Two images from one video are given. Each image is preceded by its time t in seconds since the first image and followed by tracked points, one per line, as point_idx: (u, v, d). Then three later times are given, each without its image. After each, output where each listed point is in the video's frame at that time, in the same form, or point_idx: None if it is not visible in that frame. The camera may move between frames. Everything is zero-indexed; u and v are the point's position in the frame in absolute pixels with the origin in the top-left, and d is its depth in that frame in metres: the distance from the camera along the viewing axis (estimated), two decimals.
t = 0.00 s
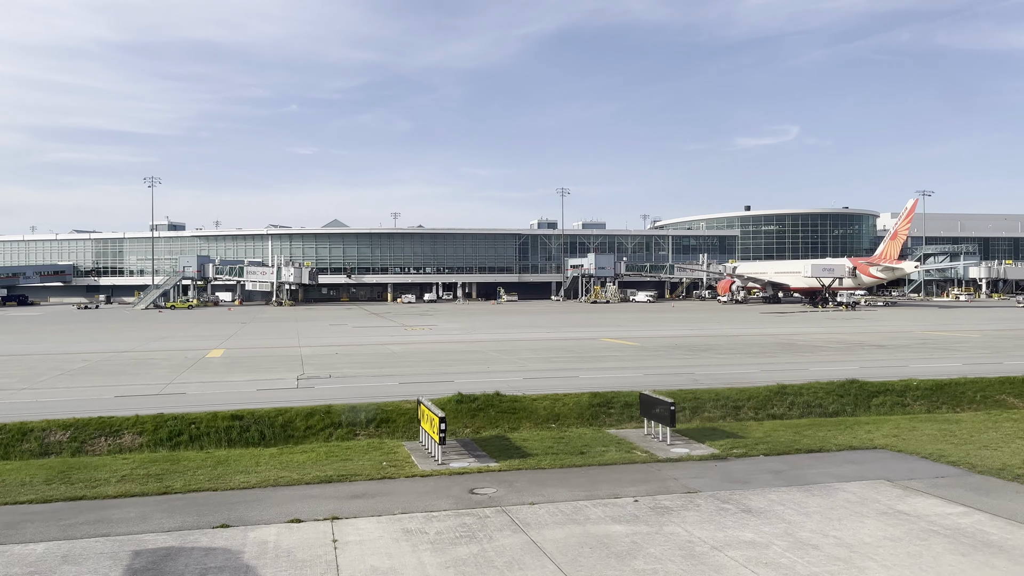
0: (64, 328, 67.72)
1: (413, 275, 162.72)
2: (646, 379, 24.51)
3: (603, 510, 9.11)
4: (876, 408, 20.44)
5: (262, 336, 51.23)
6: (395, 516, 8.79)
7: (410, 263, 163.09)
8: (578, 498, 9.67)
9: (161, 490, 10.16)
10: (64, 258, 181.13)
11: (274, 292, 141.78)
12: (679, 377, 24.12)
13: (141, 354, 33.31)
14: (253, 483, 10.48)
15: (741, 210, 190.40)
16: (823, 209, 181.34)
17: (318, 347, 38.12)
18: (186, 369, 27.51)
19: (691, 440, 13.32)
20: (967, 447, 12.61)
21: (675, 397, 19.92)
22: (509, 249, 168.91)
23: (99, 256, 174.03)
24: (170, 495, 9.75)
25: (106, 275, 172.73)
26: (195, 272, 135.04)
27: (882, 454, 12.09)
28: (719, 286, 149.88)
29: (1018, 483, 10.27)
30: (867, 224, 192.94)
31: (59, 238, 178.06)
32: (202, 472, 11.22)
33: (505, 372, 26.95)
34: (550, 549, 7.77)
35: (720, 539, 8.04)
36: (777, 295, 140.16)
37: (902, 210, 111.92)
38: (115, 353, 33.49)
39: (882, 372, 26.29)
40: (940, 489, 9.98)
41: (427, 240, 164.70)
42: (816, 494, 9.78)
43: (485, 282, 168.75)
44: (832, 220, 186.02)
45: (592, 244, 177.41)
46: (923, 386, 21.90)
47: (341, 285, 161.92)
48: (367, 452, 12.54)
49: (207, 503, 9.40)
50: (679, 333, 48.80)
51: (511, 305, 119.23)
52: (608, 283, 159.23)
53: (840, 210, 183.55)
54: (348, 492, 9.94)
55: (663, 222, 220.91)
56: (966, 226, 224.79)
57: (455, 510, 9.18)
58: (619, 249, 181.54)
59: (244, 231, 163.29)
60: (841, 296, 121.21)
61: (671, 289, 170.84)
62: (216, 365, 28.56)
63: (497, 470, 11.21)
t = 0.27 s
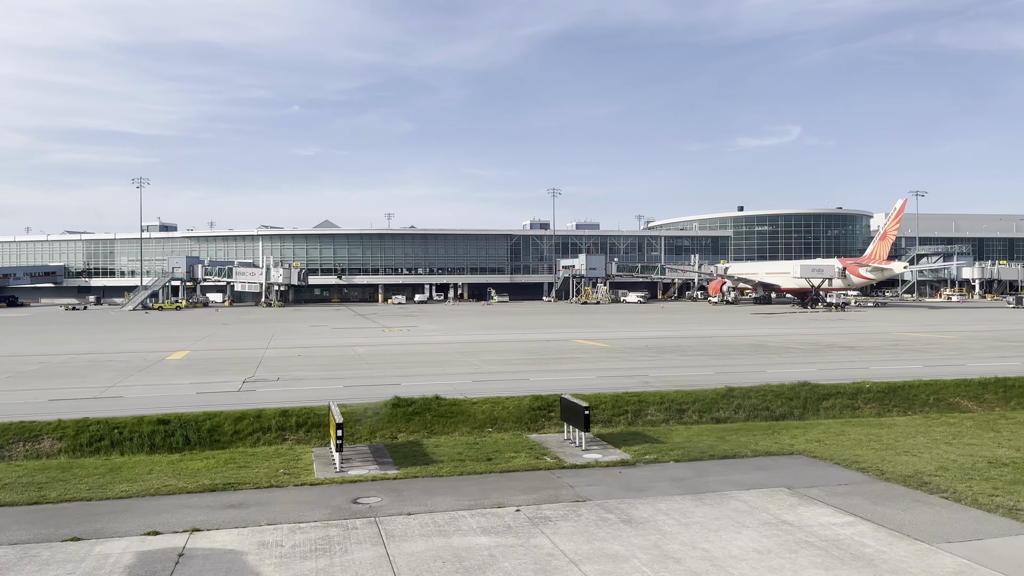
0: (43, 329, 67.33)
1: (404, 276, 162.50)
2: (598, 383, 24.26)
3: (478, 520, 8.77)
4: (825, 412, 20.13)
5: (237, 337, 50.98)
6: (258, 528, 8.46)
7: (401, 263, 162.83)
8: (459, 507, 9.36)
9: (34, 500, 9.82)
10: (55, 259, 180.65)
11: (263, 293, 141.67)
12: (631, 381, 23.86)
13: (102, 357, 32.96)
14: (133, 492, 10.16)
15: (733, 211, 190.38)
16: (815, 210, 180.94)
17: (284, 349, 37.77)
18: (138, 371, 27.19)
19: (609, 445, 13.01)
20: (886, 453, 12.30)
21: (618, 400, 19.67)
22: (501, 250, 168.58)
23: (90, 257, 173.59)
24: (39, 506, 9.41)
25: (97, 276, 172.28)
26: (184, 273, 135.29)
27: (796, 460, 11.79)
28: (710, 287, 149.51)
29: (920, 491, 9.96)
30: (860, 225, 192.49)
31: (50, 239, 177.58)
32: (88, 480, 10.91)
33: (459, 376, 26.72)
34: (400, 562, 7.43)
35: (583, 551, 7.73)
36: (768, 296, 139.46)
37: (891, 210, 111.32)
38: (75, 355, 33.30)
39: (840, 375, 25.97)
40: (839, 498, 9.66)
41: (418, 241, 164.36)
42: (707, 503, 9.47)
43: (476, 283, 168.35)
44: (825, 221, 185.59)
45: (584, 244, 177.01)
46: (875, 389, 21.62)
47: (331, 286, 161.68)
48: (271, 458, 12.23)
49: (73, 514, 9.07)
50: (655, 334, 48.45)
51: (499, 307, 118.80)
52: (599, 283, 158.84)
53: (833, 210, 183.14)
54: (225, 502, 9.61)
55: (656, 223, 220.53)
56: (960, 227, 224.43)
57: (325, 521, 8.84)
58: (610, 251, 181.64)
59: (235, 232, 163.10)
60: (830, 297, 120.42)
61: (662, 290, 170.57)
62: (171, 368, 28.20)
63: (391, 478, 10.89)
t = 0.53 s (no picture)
0: (22, 331, 66.88)
1: (393, 276, 162.19)
2: (548, 387, 23.94)
3: (341, 533, 8.43)
4: (771, 416, 19.87)
5: (209, 339, 50.53)
6: (107, 543, 8.11)
7: (390, 265, 162.51)
8: (330, 517, 9.04)
9: None
10: (45, 260, 179.98)
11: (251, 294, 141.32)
12: (581, 386, 23.55)
13: (59, 360, 32.61)
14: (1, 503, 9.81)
15: (724, 212, 190.08)
16: (807, 211, 180.48)
17: (248, 351, 37.45)
18: (88, 374, 26.90)
19: (520, 451, 12.69)
20: (798, 460, 12.01)
21: (559, 403, 19.37)
22: (490, 251, 168.26)
23: (79, 258, 172.96)
24: None
25: (86, 277, 171.62)
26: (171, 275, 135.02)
27: (703, 467, 11.48)
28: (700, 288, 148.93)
29: (813, 500, 9.65)
30: (852, 226, 192.05)
31: (39, 241, 176.97)
32: None
33: (412, 379, 26.39)
34: None
35: (433, 567, 7.39)
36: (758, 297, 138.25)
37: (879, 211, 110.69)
38: (31, 357, 32.97)
39: (797, 378, 25.67)
40: (725, 508, 9.37)
41: (407, 242, 164.07)
42: (588, 513, 9.15)
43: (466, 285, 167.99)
44: (817, 222, 185.14)
45: (574, 245, 176.56)
46: (825, 393, 21.35)
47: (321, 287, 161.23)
48: (168, 466, 11.89)
49: None
50: (630, 336, 48.02)
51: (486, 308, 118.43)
52: (588, 285, 158.29)
53: (825, 211, 182.74)
54: (90, 513, 9.24)
55: (649, 224, 220.26)
56: (952, 228, 224.43)
57: (181, 534, 8.47)
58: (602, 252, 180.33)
59: (224, 233, 162.78)
60: (817, 298, 120.02)
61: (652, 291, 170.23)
62: (123, 370, 27.87)
63: (277, 487, 10.54)
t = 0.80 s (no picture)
0: None
1: (381, 278, 161.70)
2: (495, 391, 23.63)
3: (190, 548, 8.10)
4: (712, 421, 19.57)
5: (180, 342, 50.10)
6: None
7: (378, 266, 162.05)
8: (188, 531, 8.69)
9: None
10: (32, 262, 179.11)
11: (236, 296, 141.73)
12: (527, 389, 23.25)
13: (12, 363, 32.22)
14: None
15: (714, 215, 189.87)
16: (797, 213, 180.28)
17: (210, 354, 37.09)
18: (35, 378, 26.55)
19: (423, 459, 12.35)
20: (702, 469, 11.66)
21: (495, 408, 19.05)
22: (479, 253, 167.89)
23: (66, 260, 172.14)
24: None
25: (73, 279, 170.82)
26: (157, 277, 135.33)
27: (600, 477, 11.13)
28: (687, 291, 148.64)
29: (696, 512, 9.32)
30: (842, 228, 191.87)
31: (26, 242, 176.18)
32: None
33: (363, 382, 26.06)
34: None
35: None
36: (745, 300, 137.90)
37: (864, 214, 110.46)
38: None
39: (749, 383, 25.39)
40: (604, 520, 9.05)
41: (395, 244, 163.64)
42: (457, 527, 8.80)
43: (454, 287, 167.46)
44: (807, 225, 184.90)
45: (564, 248, 176.08)
46: (770, 397, 21.08)
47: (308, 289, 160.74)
48: (55, 475, 11.55)
49: None
50: (602, 339, 47.64)
51: (472, 311, 118.02)
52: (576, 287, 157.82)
53: (815, 213, 182.53)
54: None
55: (640, 227, 220.01)
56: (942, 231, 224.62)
57: (24, 550, 8.11)
58: (591, 255, 180.14)
59: (212, 235, 162.23)
60: (803, 301, 119.82)
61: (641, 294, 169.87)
62: (71, 374, 27.53)
63: (152, 498, 10.19)
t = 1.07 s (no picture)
0: None
1: (367, 281, 161.18)
2: (439, 395, 23.24)
3: (23, 565, 7.74)
4: (649, 428, 19.22)
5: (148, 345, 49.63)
6: None
7: (364, 269, 161.54)
8: (31, 545, 8.33)
9: None
10: (17, 264, 177.97)
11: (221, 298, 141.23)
12: (470, 393, 22.83)
13: None
14: None
15: (703, 217, 189.78)
16: (785, 216, 180.32)
17: (168, 357, 36.64)
18: None
19: (319, 468, 12.04)
20: (601, 478, 11.30)
21: (427, 413, 18.65)
22: (466, 256, 167.43)
23: (52, 262, 171.06)
24: None
25: (58, 281, 169.79)
26: (140, 279, 134.42)
27: (491, 487, 10.76)
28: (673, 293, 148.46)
29: (571, 525, 8.95)
30: (831, 231, 192.00)
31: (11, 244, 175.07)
32: None
33: (309, 386, 25.65)
34: None
35: None
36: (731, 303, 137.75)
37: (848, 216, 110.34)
38: None
39: (699, 387, 25.05)
40: (470, 534, 8.71)
41: (381, 246, 163.15)
42: (312, 541, 8.43)
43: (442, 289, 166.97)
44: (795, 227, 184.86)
45: (552, 250, 175.73)
46: (712, 402, 20.77)
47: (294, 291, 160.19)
48: None
49: None
50: (573, 342, 47.25)
51: (455, 313, 117.34)
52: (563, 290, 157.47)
53: (803, 216, 182.53)
54: None
55: (629, 229, 219.90)
56: (932, 234, 224.58)
57: None
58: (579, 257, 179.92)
59: (197, 237, 161.55)
60: (787, 304, 119.50)
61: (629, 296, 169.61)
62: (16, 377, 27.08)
63: (14, 510, 9.82)
